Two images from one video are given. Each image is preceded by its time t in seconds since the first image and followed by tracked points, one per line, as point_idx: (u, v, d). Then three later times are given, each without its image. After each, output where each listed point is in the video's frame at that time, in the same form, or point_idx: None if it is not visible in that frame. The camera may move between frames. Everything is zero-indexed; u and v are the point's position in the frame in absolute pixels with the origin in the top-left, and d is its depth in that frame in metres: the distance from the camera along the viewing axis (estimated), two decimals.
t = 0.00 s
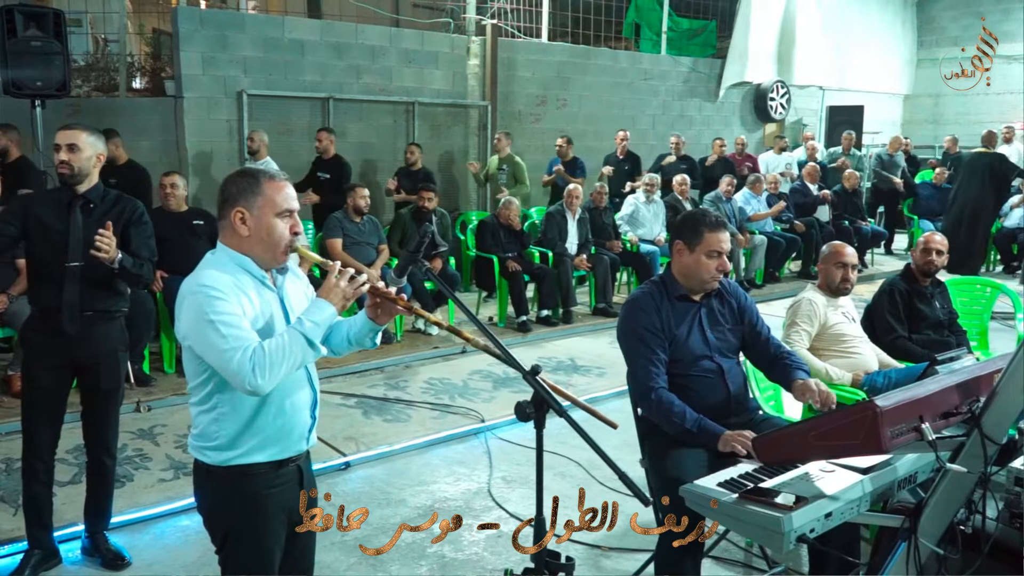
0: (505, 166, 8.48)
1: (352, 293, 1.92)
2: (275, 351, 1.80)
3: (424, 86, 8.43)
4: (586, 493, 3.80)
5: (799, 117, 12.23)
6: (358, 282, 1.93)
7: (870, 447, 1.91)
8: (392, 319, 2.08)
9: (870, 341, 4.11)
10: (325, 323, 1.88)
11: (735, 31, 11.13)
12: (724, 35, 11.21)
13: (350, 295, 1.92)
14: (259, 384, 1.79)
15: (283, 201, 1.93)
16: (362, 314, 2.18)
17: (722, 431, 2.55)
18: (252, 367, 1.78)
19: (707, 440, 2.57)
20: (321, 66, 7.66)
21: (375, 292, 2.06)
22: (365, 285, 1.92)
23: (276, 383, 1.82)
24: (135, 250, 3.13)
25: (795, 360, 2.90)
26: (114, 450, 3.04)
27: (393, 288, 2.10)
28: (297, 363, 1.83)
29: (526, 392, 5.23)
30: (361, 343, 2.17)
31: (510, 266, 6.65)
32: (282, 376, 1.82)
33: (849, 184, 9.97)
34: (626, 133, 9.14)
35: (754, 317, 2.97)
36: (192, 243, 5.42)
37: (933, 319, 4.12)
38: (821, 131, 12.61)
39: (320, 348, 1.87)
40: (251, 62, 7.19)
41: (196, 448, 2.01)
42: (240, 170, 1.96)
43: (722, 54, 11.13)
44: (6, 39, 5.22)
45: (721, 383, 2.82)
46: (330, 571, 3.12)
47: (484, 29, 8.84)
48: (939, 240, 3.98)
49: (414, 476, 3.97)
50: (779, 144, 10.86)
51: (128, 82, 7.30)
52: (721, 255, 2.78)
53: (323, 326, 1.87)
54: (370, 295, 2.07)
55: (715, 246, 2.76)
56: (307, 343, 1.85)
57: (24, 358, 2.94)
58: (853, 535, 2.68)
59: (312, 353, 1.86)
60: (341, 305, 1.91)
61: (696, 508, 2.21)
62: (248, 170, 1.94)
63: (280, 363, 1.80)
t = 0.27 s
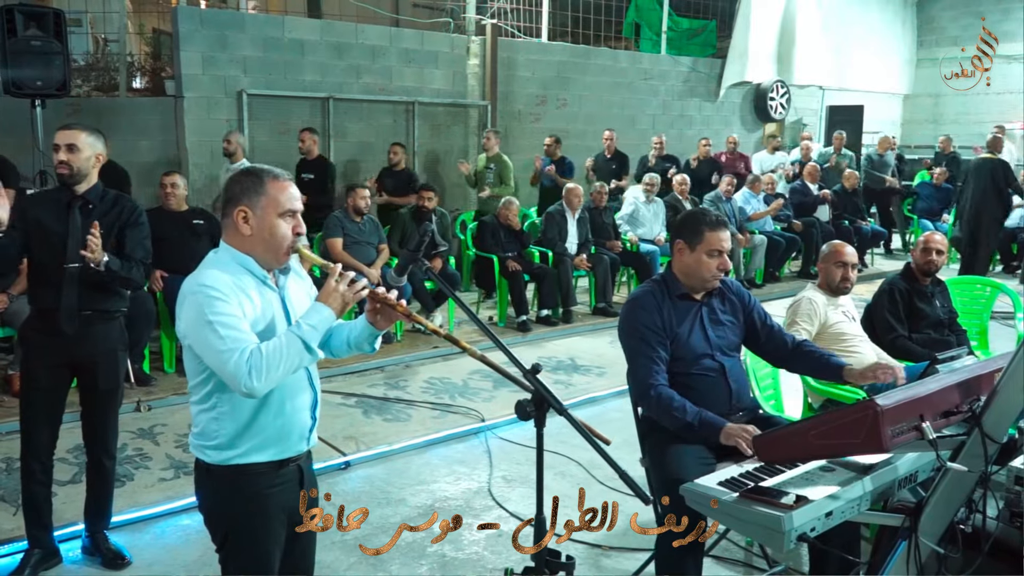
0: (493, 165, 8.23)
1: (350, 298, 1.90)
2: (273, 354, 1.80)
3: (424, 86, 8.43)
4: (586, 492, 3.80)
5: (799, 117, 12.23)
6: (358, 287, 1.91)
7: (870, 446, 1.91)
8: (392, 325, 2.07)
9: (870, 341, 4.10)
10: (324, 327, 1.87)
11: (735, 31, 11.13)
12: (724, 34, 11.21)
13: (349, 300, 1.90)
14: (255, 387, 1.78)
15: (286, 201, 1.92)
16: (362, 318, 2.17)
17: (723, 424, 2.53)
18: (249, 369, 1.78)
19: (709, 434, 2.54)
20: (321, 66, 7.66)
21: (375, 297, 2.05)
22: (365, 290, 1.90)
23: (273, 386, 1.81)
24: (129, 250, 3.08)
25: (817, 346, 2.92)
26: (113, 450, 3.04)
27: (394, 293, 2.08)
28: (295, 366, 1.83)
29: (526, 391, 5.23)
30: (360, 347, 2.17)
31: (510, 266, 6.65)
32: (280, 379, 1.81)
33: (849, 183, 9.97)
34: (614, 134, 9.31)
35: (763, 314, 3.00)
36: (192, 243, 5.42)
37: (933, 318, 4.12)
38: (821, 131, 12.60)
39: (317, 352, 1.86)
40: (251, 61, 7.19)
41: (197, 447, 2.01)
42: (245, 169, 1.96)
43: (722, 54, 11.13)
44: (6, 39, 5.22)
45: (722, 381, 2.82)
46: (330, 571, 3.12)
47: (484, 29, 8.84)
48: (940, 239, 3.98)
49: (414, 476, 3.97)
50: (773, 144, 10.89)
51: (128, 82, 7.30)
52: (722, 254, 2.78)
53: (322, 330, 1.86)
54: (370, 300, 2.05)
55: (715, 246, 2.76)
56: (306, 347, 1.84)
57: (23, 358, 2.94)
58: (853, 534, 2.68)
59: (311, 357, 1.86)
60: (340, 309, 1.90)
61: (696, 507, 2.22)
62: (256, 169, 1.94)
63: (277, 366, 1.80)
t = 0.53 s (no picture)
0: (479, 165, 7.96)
1: (348, 298, 1.91)
2: (270, 356, 1.80)
3: (424, 86, 8.42)
4: (586, 492, 3.80)
5: (799, 117, 12.22)
6: (355, 288, 1.92)
7: (870, 445, 1.91)
8: (389, 325, 2.08)
9: (870, 340, 4.10)
10: (320, 329, 1.86)
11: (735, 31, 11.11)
12: (723, 34, 11.21)
13: (347, 301, 1.91)
14: (253, 389, 1.78)
15: (281, 200, 1.92)
16: (361, 317, 2.17)
17: (723, 425, 2.54)
18: (247, 372, 1.78)
19: (709, 434, 2.56)
20: (321, 66, 7.65)
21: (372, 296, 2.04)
22: (361, 290, 1.91)
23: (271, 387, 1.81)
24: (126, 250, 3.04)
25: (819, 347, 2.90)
26: (113, 450, 3.04)
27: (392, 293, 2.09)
28: (292, 368, 1.83)
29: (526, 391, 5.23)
30: (358, 346, 2.17)
31: (510, 266, 6.65)
32: (278, 381, 1.81)
33: (849, 183, 9.98)
34: (603, 133, 9.44)
35: (763, 312, 3.01)
36: (192, 243, 5.42)
37: (932, 318, 4.12)
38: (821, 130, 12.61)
39: (314, 353, 1.86)
40: (251, 61, 7.19)
41: (200, 448, 2.01)
42: (240, 169, 1.96)
43: (722, 54, 11.13)
44: (6, 39, 5.22)
45: (724, 381, 2.82)
46: (330, 570, 3.12)
47: (483, 29, 8.84)
48: (939, 239, 3.98)
49: (414, 476, 3.97)
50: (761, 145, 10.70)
51: (128, 81, 7.30)
52: (722, 254, 2.78)
53: (318, 332, 1.85)
54: (368, 300, 2.05)
55: (716, 246, 2.77)
56: (303, 348, 1.83)
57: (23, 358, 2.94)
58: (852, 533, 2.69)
59: (308, 358, 1.85)
60: (338, 310, 1.89)
61: (697, 507, 2.22)
62: (250, 168, 1.94)
63: (274, 368, 1.79)
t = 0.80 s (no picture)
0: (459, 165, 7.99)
1: (343, 302, 1.88)
2: (264, 364, 1.79)
3: (424, 85, 8.42)
4: (586, 492, 3.80)
5: (798, 117, 12.21)
6: (351, 291, 1.89)
7: (871, 445, 1.90)
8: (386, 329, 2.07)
9: (870, 340, 4.10)
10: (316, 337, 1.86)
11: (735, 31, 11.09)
12: (723, 34, 11.20)
13: (342, 306, 1.88)
14: (248, 397, 1.78)
15: (277, 204, 1.91)
16: (358, 318, 2.17)
17: (722, 427, 2.50)
18: (241, 380, 1.78)
19: (707, 436, 2.53)
20: (322, 66, 7.65)
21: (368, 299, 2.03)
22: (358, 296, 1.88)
23: (266, 395, 1.81)
24: (138, 250, 3.09)
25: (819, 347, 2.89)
26: (114, 450, 3.03)
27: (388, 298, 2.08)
28: (287, 375, 1.82)
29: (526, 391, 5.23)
30: (355, 346, 2.17)
31: (510, 266, 6.65)
32: (272, 388, 1.81)
33: (849, 183, 9.98)
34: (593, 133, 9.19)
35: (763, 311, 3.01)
36: (192, 242, 5.42)
37: (933, 317, 4.12)
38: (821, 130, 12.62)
39: (310, 361, 1.85)
40: (251, 61, 7.19)
41: (199, 448, 2.01)
42: (233, 171, 1.95)
43: (722, 53, 11.12)
44: (6, 39, 5.21)
45: (724, 381, 2.82)
46: (330, 570, 3.12)
47: (483, 29, 8.84)
48: (939, 238, 3.97)
49: (414, 475, 3.97)
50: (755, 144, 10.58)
51: (128, 81, 7.30)
52: (716, 254, 2.78)
53: (314, 340, 1.85)
54: (364, 302, 2.04)
55: (710, 246, 2.77)
56: (297, 357, 1.83)
57: (24, 358, 2.94)
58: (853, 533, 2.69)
59: (303, 365, 1.85)
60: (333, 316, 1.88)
61: (697, 507, 2.22)
62: (243, 170, 1.93)
63: (269, 376, 1.79)
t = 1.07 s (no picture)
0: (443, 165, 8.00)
1: (337, 316, 1.87)
2: (256, 380, 1.79)
3: (424, 85, 8.41)
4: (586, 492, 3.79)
5: (799, 117, 12.19)
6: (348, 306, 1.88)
7: (872, 443, 1.90)
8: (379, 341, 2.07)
9: (870, 340, 4.09)
10: (309, 353, 1.85)
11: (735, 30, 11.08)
12: (723, 34, 11.19)
13: (337, 320, 1.88)
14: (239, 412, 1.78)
15: (279, 213, 1.91)
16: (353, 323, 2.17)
17: (720, 426, 2.47)
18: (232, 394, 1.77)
19: (706, 434, 2.49)
20: (322, 65, 7.65)
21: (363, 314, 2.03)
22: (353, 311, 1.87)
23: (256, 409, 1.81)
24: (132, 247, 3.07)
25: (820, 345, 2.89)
26: (114, 450, 3.03)
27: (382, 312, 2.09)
28: (278, 391, 1.82)
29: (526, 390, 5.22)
30: (348, 351, 2.18)
31: (510, 265, 6.65)
32: (263, 403, 1.81)
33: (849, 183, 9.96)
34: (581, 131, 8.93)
35: (762, 310, 3.01)
36: (192, 241, 5.41)
37: (933, 316, 4.11)
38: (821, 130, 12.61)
39: (301, 378, 1.85)
40: (251, 61, 7.18)
41: (191, 447, 2.01)
42: (237, 174, 1.94)
43: (722, 53, 11.10)
44: (6, 38, 5.21)
45: (723, 380, 2.81)
46: (330, 569, 3.12)
47: (483, 28, 8.83)
48: (940, 238, 3.97)
49: (414, 475, 3.97)
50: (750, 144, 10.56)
51: (128, 81, 7.29)
52: (710, 253, 2.78)
53: (306, 357, 1.84)
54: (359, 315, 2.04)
55: (703, 246, 2.77)
56: (289, 373, 1.82)
57: (24, 357, 2.94)
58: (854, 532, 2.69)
59: (294, 382, 1.84)
60: (327, 332, 1.87)
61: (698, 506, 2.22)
62: (247, 175, 1.92)
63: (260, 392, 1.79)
